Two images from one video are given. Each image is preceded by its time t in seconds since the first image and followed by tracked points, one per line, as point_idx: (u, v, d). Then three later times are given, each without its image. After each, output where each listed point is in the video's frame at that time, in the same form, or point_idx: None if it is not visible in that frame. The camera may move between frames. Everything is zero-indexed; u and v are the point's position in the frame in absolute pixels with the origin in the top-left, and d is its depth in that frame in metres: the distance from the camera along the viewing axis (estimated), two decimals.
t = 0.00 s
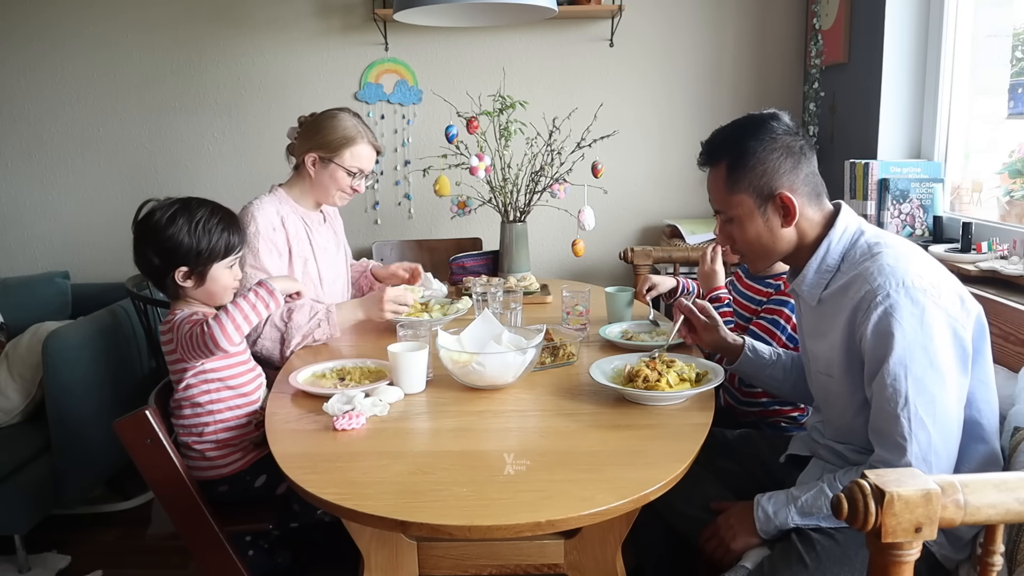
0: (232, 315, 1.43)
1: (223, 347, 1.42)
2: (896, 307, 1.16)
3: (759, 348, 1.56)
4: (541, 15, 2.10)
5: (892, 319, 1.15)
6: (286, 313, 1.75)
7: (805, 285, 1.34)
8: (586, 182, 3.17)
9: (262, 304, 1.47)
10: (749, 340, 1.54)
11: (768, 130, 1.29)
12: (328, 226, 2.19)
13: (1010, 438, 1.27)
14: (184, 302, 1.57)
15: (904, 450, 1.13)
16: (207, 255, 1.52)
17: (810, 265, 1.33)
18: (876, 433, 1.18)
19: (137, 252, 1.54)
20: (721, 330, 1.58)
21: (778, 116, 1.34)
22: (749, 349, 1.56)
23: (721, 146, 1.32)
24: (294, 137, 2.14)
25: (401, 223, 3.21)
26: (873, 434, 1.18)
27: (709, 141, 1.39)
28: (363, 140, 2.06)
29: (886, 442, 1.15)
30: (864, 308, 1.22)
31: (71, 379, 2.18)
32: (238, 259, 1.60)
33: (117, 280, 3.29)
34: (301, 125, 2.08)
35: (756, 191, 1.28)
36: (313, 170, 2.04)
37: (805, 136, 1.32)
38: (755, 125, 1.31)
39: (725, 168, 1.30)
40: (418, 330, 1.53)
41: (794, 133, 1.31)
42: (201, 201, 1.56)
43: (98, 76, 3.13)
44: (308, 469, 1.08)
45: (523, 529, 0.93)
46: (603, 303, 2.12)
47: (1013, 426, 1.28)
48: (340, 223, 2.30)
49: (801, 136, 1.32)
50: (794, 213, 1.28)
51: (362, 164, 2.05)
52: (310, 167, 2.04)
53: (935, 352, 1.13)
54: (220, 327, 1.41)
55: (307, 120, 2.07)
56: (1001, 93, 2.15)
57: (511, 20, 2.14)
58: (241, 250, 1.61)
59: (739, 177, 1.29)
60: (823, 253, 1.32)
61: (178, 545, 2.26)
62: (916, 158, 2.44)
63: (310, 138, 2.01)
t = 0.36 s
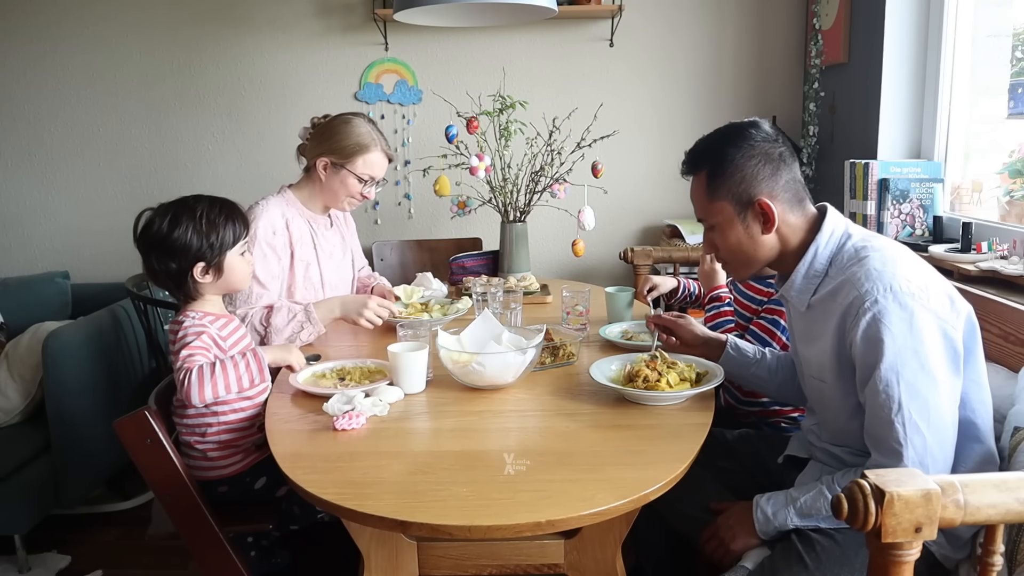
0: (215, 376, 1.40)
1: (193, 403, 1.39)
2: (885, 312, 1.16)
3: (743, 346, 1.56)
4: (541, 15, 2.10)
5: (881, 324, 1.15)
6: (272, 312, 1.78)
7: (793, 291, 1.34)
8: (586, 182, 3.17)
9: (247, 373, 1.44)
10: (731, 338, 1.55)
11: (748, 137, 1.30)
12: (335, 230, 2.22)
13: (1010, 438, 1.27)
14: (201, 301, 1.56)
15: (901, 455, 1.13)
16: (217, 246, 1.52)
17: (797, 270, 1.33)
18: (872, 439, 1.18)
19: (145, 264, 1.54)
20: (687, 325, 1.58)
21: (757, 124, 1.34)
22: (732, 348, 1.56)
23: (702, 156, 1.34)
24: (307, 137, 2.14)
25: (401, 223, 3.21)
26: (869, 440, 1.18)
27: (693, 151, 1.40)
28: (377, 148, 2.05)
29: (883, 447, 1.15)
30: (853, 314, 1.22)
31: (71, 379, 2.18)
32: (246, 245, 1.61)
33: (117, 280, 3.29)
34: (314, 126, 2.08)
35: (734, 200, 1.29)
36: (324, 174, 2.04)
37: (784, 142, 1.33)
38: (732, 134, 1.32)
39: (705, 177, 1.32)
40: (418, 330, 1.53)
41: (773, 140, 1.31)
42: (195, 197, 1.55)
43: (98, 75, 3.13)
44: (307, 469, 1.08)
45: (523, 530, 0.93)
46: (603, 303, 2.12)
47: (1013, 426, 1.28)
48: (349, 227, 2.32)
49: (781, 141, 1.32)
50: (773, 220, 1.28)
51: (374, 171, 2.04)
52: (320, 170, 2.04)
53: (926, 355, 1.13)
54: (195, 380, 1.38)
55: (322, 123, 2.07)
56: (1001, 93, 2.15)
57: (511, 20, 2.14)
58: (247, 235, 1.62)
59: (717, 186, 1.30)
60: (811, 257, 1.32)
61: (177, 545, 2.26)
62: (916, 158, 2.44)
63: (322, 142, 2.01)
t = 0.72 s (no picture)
0: (214, 398, 1.36)
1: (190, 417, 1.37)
2: (860, 321, 1.16)
3: (725, 337, 1.55)
4: (541, 15, 2.10)
5: (857, 334, 1.15)
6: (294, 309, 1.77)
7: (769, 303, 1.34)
8: (586, 182, 3.17)
9: (248, 401, 1.36)
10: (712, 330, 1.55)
11: (710, 154, 1.31)
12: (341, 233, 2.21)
13: (1009, 438, 1.27)
14: (209, 299, 1.56)
15: (892, 461, 1.13)
16: (226, 244, 1.52)
17: (773, 281, 1.33)
18: (863, 447, 1.18)
19: (152, 259, 1.54)
20: (674, 309, 1.61)
21: (720, 141, 1.34)
22: (714, 339, 1.56)
23: (667, 177, 1.35)
24: (318, 138, 2.14)
25: (401, 223, 3.21)
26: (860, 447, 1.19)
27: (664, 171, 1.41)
28: (388, 155, 2.06)
29: (874, 454, 1.16)
30: (828, 324, 1.21)
31: (71, 379, 2.18)
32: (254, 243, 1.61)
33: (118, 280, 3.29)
34: (326, 129, 2.09)
35: (697, 219, 1.29)
36: (333, 177, 2.04)
37: (748, 157, 1.32)
38: (694, 154, 1.32)
39: (670, 198, 1.32)
40: (418, 330, 1.53)
41: (735, 156, 1.31)
42: (202, 196, 1.56)
43: (98, 75, 3.13)
44: (307, 468, 1.08)
45: (523, 530, 0.93)
46: (603, 303, 2.12)
47: (1013, 426, 1.28)
48: (353, 231, 2.32)
49: (744, 157, 1.31)
50: (736, 236, 1.28)
51: (383, 178, 2.04)
52: (330, 174, 2.04)
53: (906, 361, 1.13)
54: (198, 397, 1.36)
55: (334, 127, 2.07)
56: (1001, 93, 2.15)
57: (511, 20, 2.14)
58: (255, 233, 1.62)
59: (680, 207, 1.30)
60: (785, 269, 1.31)
61: (177, 545, 2.26)
62: (916, 158, 2.44)
63: (334, 145, 2.01)
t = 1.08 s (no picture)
0: (220, 403, 1.35)
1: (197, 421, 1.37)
2: (839, 327, 1.16)
3: (719, 328, 1.56)
4: (541, 15, 2.10)
5: (837, 340, 1.15)
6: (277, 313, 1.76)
7: (750, 311, 1.33)
8: (586, 182, 3.17)
9: (252, 403, 1.34)
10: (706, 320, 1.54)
11: (680, 171, 1.31)
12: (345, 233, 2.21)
13: (1009, 438, 1.27)
14: (207, 300, 1.55)
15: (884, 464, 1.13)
16: (232, 249, 1.52)
17: (752, 290, 1.32)
18: (855, 451, 1.18)
19: (156, 255, 1.53)
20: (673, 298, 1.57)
21: (693, 161, 1.34)
22: (708, 328, 1.56)
23: (640, 196, 1.35)
24: (325, 140, 2.14)
25: (401, 223, 3.21)
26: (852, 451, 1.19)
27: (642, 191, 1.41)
28: (394, 158, 2.06)
29: (866, 457, 1.16)
30: (808, 330, 1.21)
31: (70, 379, 2.18)
32: (259, 250, 1.61)
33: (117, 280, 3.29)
34: (334, 131, 2.09)
35: (668, 237, 1.28)
36: (339, 179, 2.04)
37: (719, 176, 1.32)
38: (667, 173, 1.32)
39: (643, 217, 1.32)
40: (418, 330, 1.52)
41: (707, 175, 1.31)
42: (214, 197, 1.55)
43: (98, 75, 3.13)
44: (307, 468, 1.08)
45: (523, 530, 0.93)
46: (603, 303, 2.12)
47: (1013, 426, 1.27)
48: (359, 234, 2.31)
49: (716, 176, 1.31)
50: (706, 253, 1.27)
51: (388, 180, 2.04)
52: (336, 175, 2.04)
53: (888, 363, 1.13)
54: (206, 402, 1.36)
55: (342, 128, 2.07)
56: (1001, 93, 2.15)
57: (511, 20, 2.14)
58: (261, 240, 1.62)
59: (651, 225, 1.30)
60: (762, 278, 1.31)
61: (177, 545, 2.26)
62: (915, 158, 2.44)
63: (341, 147, 2.02)
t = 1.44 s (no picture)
0: (213, 405, 1.36)
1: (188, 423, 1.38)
2: (831, 326, 1.16)
3: (717, 328, 1.56)
4: (541, 15, 2.10)
5: (830, 340, 1.15)
6: (274, 315, 1.76)
7: (743, 313, 1.33)
8: (586, 182, 3.17)
9: (246, 408, 1.34)
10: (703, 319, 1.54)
11: (672, 178, 1.31)
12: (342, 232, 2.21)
13: (1009, 438, 1.26)
14: (207, 299, 1.55)
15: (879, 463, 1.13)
16: (234, 250, 1.52)
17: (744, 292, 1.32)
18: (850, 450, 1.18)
19: (157, 253, 1.53)
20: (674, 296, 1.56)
21: (685, 169, 1.34)
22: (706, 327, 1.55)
23: (634, 203, 1.35)
24: (321, 138, 2.14)
25: (402, 223, 3.21)
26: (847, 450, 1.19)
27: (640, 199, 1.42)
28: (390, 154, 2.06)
29: (861, 456, 1.16)
30: (801, 330, 1.21)
31: (70, 379, 2.18)
32: (260, 252, 1.60)
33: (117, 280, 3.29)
34: (330, 129, 2.09)
35: (657, 245, 1.29)
36: (335, 176, 2.04)
37: (709, 184, 1.31)
38: (658, 182, 1.32)
39: (635, 226, 1.32)
40: (418, 330, 1.52)
41: (698, 183, 1.30)
42: (217, 198, 1.55)
43: (98, 75, 3.13)
44: (307, 468, 1.08)
45: (523, 529, 0.93)
46: (603, 303, 2.12)
47: (1013, 426, 1.27)
48: (356, 232, 2.31)
49: (706, 184, 1.30)
50: (694, 261, 1.26)
51: (384, 176, 2.04)
52: (332, 172, 2.04)
53: (881, 362, 1.13)
54: (196, 405, 1.36)
55: (337, 125, 2.08)
56: (1001, 93, 2.15)
57: (511, 20, 2.14)
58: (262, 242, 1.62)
59: (641, 233, 1.30)
60: (754, 280, 1.30)
61: (177, 545, 2.26)
62: (915, 158, 2.44)
63: (337, 144, 2.02)
